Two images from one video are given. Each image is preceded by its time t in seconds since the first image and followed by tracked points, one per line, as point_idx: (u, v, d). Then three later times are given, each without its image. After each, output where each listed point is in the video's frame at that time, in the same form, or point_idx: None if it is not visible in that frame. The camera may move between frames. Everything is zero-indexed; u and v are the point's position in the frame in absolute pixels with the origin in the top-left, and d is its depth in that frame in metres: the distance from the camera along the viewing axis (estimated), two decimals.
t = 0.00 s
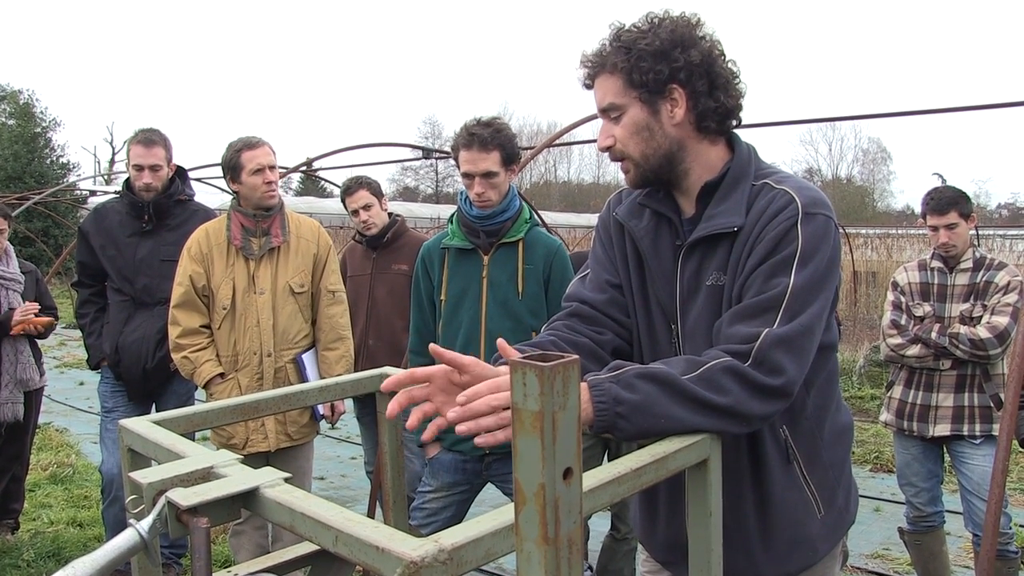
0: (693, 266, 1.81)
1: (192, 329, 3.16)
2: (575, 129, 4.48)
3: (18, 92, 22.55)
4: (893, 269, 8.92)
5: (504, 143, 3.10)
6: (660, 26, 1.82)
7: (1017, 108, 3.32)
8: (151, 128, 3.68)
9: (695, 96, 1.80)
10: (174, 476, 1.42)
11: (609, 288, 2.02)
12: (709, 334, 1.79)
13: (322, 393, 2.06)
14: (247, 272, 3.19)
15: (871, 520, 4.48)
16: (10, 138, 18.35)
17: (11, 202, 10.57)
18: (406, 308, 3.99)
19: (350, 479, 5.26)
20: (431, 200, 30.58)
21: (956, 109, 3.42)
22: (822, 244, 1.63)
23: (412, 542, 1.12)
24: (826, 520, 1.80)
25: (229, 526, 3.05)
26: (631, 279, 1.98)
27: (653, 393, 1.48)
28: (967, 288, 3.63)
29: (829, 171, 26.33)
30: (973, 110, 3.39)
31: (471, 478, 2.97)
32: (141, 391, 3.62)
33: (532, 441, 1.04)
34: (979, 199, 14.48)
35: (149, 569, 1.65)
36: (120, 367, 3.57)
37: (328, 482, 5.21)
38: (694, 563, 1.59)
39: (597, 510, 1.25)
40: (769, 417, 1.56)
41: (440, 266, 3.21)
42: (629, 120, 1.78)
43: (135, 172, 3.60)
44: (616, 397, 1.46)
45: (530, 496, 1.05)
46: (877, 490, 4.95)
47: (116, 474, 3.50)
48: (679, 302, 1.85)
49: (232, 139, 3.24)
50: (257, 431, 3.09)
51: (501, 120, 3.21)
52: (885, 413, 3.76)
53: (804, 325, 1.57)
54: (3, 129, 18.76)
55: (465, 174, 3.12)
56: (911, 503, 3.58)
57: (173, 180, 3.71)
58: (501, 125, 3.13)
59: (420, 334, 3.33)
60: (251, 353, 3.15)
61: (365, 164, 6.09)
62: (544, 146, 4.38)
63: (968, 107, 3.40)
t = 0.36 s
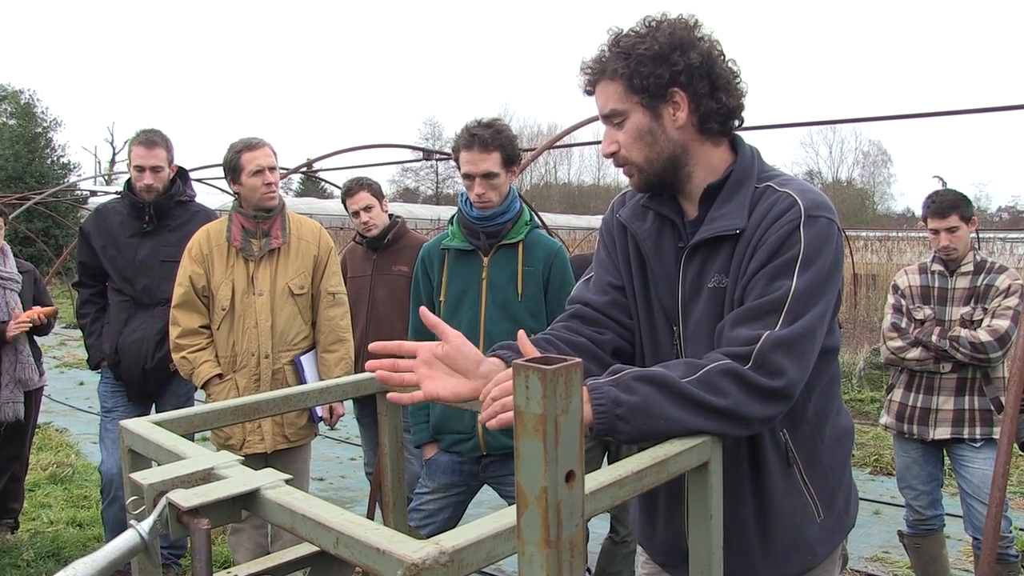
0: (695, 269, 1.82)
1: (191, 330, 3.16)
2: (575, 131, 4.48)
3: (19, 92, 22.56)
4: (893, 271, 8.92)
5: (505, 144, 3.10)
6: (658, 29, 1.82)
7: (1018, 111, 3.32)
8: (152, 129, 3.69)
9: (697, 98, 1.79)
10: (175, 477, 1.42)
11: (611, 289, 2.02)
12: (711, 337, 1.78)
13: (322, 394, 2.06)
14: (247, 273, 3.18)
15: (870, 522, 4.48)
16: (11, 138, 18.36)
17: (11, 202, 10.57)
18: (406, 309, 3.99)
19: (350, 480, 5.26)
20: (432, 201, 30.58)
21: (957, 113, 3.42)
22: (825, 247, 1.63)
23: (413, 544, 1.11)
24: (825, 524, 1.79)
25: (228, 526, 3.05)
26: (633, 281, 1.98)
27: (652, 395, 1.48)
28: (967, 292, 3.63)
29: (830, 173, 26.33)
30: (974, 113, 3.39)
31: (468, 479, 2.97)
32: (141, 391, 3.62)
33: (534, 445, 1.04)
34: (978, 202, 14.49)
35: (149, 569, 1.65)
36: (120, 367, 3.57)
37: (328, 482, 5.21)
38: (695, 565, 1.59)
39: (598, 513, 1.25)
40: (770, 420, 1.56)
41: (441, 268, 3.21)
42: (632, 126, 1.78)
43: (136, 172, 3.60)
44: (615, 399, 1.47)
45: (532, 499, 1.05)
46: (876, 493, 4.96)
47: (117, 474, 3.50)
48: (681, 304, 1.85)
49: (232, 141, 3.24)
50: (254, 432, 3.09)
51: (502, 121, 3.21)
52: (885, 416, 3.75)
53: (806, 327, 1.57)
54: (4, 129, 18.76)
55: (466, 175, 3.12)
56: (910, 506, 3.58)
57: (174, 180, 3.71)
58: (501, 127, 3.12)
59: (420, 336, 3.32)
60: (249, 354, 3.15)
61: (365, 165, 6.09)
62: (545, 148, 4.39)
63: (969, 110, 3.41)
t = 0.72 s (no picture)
0: (699, 269, 1.82)
1: (194, 328, 3.17)
2: (577, 130, 4.48)
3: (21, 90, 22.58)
4: (895, 271, 8.92)
5: (507, 142, 3.11)
6: (662, 28, 1.82)
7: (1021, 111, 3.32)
8: (156, 127, 3.69)
9: (702, 96, 1.79)
10: (178, 476, 1.42)
11: (615, 289, 2.02)
12: (714, 336, 1.78)
13: (324, 392, 2.06)
14: (250, 271, 3.18)
15: (871, 522, 4.48)
16: (12, 136, 18.38)
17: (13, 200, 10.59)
18: (408, 308, 3.99)
19: (351, 478, 5.27)
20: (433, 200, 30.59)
21: (960, 112, 3.42)
22: (828, 247, 1.63)
23: (417, 543, 1.12)
24: (828, 524, 1.80)
25: (230, 523, 3.06)
26: (637, 281, 1.98)
27: (657, 396, 1.48)
28: (969, 291, 3.62)
29: (831, 172, 26.31)
30: (977, 113, 3.39)
31: (471, 479, 2.96)
32: (144, 389, 3.62)
33: (539, 444, 1.04)
34: (980, 202, 14.48)
35: (153, 567, 1.65)
36: (124, 365, 3.57)
37: (329, 481, 5.21)
38: (698, 565, 1.58)
39: (602, 512, 1.25)
40: (774, 420, 1.56)
41: (444, 267, 3.21)
42: (637, 125, 1.77)
43: (140, 170, 3.59)
44: (620, 400, 1.46)
45: (536, 498, 1.05)
46: (878, 492, 4.95)
47: (119, 472, 3.50)
48: (685, 304, 1.85)
49: (235, 139, 3.25)
50: (256, 430, 3.09)
51: (505, 119, 3.21)
52: (886, 415, 3.75)
53: (810, 327, 1.57)
54: (6, 127, 18.78)
55: (469, 173, 3.12)
56: (912, 506, 3.58)
57: (178, 179, 3.71)
58: (504, 125, 3.12)
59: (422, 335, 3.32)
60: (252, 353, 3.15)
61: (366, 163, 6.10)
62: (547, 147, 4.39)
63: (972, 109, 3.40)
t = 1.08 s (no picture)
0: (697, 271, 1.82)
1: (194, 330, 3.17)
2: (577, 132, 4.49)
3: (22, 92, 22.60)
4: (895, 272, 8.92)
5: (510, 145, 3.10)
6: (662, 35, 1.82)
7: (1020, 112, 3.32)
8: (158, 129, 3.70)
9: (702, 104, 1.80)
10: (179, 478, 1.43)
11: (612, 292, 2.02)
12: (713, 339, 1.79)
13: (326, 394, 2.06)
14: (250, 273, 3.19)
15: (872, 524, 4.48)
16: (13, 137, 18.40)
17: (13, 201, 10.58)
18: (408, 310, 3.99)
19: (351, 480, 5.27)
20: (433, 201, 30.59)
21: (959, 113, 3.42)
22: (825, 248, 1.63)
23: (418, 544, 1.12)
24: (830, 525, 1.80)
25: (230, 525, 3.06)
26: (635, 284, 1.98)
27: (657, 400, 1.48)
28: (969, 292, 3.63)
29: (831, 173, 26.31)
30: (977, 114, 3.40)
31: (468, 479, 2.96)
32: (144, 391, 3.62)
33: (541, 446, 1.04)
34: (980, 203, 14.46)
35: (154, 569, 1.66)
36: (125, 367, 3.57)
37: (330, 482, 5.22)
38: (699, 565, 1.59)
39: (603, 514, 1.25)
40: (773, 422, 1.56)
41: (444, 268, 3.21)
42: (636, 131, 1.77)
43: (141, 173, 3.60)
44: (621, 405, 1.46)
45: (538, 500, 1.06)
46: (878, 494, 4.95)
47: (120, 474, 3.50)
48: (683, 307, 1.85)
49: (236, 142, 3.25)
50: (256, 432, 3.09)
51: (507, 121, 3.21)
52: (886, 417, 3.75)
53: (809, 328, 1.57)
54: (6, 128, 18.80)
55: (470, 175, 3.12)
56: (912, 507, 3.58)
57: (179, 181, 3.71)
58: (506, 127, 3.12)
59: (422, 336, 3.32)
60: (252, 355, 3.15)
61: (367, 165, 6.10)
62: (547, 148, 4.39)
63: (971, 111, 3.41)
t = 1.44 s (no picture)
0: (694, 271, 1.82)
1: (194, 329, 3.17)
2: (577, 131, 4.49)
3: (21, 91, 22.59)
4: (895, 271, 8.91)
5: (510, 144, 3.10)
6: (663, 34, 1.82)
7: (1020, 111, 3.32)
8: (158, 128, 3.70)
9: (700, 105, 1.80)
10: (179, 476, 1.42)
11: (611, 291, 2.02)
12: (712, 338, 1.79)
13: (326, 393, 2.06)
14: (249, 273, 3.19)
15: (872, 522, 4.48)
16: (13, 136, 18.39)
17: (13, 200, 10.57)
18: (408, 309, 3.99)
19: (352, 479, 5.27)
20: (433, 201, 30.59)
21: (959, 112, 3.42)
22: (821, 246, 1.63)
23: (418, 543, 1.12)
24: (832, 523, 1.80)
25: (231, 524, 3.06)
26: (634, 284, 1.98)
27: (657, 399, 1.48)
28: (968, 291, 3.63)
29: (831, 172, 26.31)
30: (976, 113, 3.39)
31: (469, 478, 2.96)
32: (145, 390, 3.62)
33: (541, 444, 1.04)
34: (980, 203, 14.45)
35: (154, 568, 1.66)
36: (125, 366, 3.57)
37: (330, 481, 5.22)
38: (699, 563, 1.59)
39: (603, 512, 1.25)
40: (773, 420, 1.56)
41: (444, 267, 3.21)
42: (634, 130, 1.77)
43: (141, 171, 3.59)
44: (621, 403, 1.46)
45: (538, 499, 1.06)
46: (878, 493, 4.95)
47: (120, 473, 3.50)
48: (681, 307, 1.85)
49: (236, 140, 3.24)
50: (256, 431, 3.09)
51: (507, 120, 3.20)
52: (886, 416, 3.75)
53: (807, 327, 1.57)
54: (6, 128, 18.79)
55: (470, 174, 3.12)
56: (912, 506, 3.58)
57: (179, 180, 3.71)
58: (506, 126, 3.12)
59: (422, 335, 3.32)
60: (252, 354, 3.15)
61: (367, 164, 6.10)
62: (546, 147, 4.39)
63: (970, 110, 3.41)
